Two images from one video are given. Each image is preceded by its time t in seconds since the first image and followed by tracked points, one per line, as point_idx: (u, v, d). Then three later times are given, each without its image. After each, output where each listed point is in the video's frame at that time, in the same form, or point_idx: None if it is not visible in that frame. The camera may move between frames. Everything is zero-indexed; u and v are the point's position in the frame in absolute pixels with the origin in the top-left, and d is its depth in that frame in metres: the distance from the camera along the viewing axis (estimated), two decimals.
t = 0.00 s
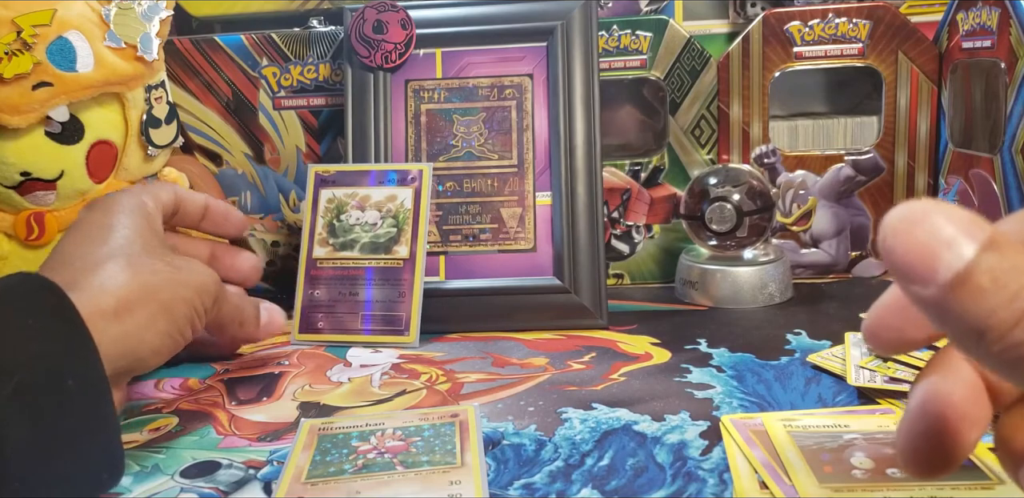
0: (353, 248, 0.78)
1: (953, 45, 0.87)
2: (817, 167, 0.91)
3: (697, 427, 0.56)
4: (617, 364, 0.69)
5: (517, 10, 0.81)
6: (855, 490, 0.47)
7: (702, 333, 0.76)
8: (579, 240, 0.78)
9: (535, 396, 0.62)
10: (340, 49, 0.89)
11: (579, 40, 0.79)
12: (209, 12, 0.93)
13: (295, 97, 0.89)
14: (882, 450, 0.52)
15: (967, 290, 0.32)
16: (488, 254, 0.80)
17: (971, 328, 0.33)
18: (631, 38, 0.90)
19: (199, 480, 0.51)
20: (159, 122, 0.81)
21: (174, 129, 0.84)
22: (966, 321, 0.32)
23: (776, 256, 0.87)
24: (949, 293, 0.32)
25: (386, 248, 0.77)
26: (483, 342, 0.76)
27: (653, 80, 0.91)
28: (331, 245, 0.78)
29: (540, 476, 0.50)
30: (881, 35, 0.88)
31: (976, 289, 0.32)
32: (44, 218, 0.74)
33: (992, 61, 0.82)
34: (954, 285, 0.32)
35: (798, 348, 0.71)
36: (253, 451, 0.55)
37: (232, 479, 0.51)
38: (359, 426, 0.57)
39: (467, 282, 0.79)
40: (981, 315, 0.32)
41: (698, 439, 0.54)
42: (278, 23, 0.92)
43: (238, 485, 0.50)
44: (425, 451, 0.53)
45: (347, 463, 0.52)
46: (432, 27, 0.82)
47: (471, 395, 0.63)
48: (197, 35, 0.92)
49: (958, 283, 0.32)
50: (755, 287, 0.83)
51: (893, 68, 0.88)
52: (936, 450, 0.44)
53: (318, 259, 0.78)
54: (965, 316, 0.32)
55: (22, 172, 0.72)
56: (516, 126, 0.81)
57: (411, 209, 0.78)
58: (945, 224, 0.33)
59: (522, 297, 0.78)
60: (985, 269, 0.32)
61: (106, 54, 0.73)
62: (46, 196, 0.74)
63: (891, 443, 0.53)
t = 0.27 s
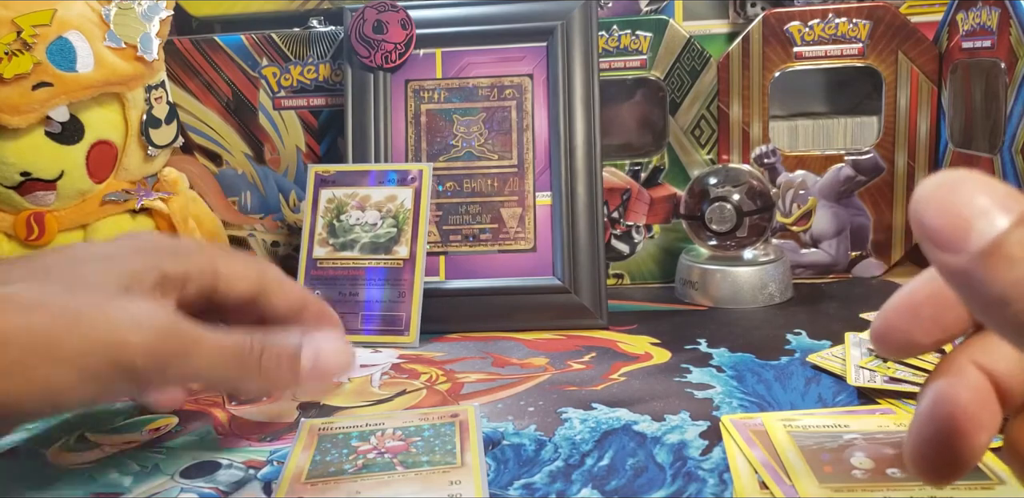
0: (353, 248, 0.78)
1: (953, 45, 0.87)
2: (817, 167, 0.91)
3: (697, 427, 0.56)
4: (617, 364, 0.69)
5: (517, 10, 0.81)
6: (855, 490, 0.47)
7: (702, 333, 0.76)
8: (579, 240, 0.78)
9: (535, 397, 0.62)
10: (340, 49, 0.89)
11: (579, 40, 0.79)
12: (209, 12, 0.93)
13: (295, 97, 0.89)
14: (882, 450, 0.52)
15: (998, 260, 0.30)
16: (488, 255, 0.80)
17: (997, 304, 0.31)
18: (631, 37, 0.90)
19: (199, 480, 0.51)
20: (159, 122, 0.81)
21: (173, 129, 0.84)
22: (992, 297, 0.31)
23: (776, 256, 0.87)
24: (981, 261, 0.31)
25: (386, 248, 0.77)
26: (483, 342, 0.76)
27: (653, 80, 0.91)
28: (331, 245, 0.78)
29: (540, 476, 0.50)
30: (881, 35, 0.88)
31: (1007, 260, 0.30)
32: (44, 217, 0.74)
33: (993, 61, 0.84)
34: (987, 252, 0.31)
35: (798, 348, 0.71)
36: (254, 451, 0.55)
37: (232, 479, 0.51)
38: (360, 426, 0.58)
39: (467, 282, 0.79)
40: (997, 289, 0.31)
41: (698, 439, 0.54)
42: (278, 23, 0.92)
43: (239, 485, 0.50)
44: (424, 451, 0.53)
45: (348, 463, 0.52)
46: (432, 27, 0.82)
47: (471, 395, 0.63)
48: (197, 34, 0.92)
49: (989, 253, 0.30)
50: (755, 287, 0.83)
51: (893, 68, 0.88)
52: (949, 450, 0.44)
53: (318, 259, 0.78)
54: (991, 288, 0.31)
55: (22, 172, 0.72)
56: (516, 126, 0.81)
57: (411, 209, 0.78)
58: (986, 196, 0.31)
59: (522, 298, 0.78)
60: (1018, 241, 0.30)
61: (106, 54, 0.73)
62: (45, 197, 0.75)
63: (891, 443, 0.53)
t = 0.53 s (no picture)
0: (352, 248, 0.78)
1: (952, 45, 0.87)
2: (818, 167, 0.91)
3: (697, 427, 0.56)
4: (617, 364, 0.69)
5: (517, 10, 0.81)
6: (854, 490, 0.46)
7: (702, 333, 0.76)
8: (579, 240, 0.78)
9: (535, 397, 0.62)
10: (340, 51, 0.89)
11: (579, 40, 0.79)
12: (209, 12, 0.93)
13: (295, 97, 0.90)
14: (882, 450, 0.52)
15: (1008, 244, 0.37)
16: (488, 255, 0.80)
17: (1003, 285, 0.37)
18: (631, 37, 0.90)
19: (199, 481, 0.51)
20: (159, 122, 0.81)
21: (174, 129, 0.84)
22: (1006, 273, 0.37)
23: (776, 256, 0.87)
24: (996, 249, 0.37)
25: (386, 248, 0.77)
26: (483, 342, 0.76)
27: (653, 80, 0.91)
28: (331, 245, 0.78)
29: (540, 476, 0.50)
30: (881, 36, 0.88)
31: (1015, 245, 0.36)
32: (44, 218, 0.75)
33: (992, 61, 0.85)
34: (994, 238, 0.37)
35: (797, 348, 0.71)
36: (254, 451, 0.54)
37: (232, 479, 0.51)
38: (354, 419, 0.57)
39: (467, 282, 0.79)
40: (1000, 269, 0.37)
41: (698, 439, 0.54)
42: (278, 22, 0.92)
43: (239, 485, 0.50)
44: (413, 452, 0.52)
45: (339, 459, 0.52)
46: (433, 27, 0.82)
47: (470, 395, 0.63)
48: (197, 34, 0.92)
49: (1000, 243, 0.37)
50: (755, 287, 0.83)
51: (893, 68, 0.88)
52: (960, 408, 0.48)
53: (317, 260, 0.78)
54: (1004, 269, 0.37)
55: (22, 172, 0.73)
56: (516, 126, 0.81)
57: (411, 209, 0.78)
58: (991, 194, 0.38)
59: (522, 297, 0.78)
60: None
61: (106, 54, 0.73)
62: (45, 197, 0.75)
63: (891, 443, 0.53)
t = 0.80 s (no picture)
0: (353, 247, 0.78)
1: (953, 46, 0.86)
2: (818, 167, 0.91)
3: (697, 427, 0.56)
4: (617, 364, 0.69)
5: (517, 10, 0.81)
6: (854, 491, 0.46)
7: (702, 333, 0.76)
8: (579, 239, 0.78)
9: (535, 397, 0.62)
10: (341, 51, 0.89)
11: (579, 40, 0.79)
12: (209, 12, 0.93)
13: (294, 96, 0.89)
14: (881, 450, 0.52)
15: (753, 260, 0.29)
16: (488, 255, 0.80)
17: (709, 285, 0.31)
18: (631, 38, 0.90)
19: (199, 481, 0.51)
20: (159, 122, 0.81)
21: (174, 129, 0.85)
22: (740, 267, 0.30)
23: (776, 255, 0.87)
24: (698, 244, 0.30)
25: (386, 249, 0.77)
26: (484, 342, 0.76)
27: (654, 80, 0.91)
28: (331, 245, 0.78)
29: (540, 476, 0.50)
30: (880, 36, 0.87)
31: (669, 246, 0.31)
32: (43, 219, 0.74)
33: (992, 61, 0.86)
34: (648, 252, 0.31)
35: (798, 349, 0.71)
36: (254, 451, 0.54)
37: (232, 479, 0.50)
38: (433, 189, 0.42)
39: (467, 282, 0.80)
40: (711, 271, 0.30)
41: (698, 438, 0.54)
42: (278, 22, 0.92)
43: (238, 485, 0.50)
44: (494, 282, 0.39)
45: (416, 267, 0.41)
46: (433, 27, 0.82)
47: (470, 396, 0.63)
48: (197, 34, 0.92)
49: (715, 229, 0.30)
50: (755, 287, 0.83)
51: (893, 68, 0.87)
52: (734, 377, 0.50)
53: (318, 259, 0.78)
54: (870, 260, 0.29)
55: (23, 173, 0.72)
56: (516, 126, 0.81)
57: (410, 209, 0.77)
58: (629, 207, 0.33)
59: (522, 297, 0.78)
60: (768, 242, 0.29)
61: (105, 54, 0.74)
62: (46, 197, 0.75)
63: (891, 443, 0.53)
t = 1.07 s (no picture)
0: (351, 247, 0.77)
1: (958, 43, 0.86)
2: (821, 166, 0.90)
3: (700, 429, 0.55)
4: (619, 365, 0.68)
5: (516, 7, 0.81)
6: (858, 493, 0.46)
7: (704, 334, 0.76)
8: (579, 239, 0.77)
9: (535, 399, 0.61)
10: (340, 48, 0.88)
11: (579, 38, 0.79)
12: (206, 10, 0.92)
13: (292, 95, 0.89)
14: (886, 452, 0.51)
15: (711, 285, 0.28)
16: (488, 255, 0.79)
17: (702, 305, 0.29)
18: (632, 36, 0.89)
19: (195, 483, 0.50)
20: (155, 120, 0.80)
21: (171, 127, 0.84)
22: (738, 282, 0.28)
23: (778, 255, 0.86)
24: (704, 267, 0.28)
25: (384, 248, 0.76)
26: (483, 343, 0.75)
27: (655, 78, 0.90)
28: (329, 244, 0.78)
29: (540, 479, 0.49)
30: (884, 34, 0.86)
31: (672, 265, 0.29)
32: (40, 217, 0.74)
33: (996, 60, 0.83)
34: (659, 274, 0.29)
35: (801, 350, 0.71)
36: (250, 453, 0.53)
37: (229, 482, 0.49)
38: (609, 86, 0.33)
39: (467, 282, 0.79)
40: (709, 297, 0.28)
41: (701, 441, 0.53)
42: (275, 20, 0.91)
43: (234, 488, 0.49)
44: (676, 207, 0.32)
45: (574, 176, 0.33)
46: (432, 24, 0.81)
47: (470, 398, 0.62)
48: (195, 32, 0.91)
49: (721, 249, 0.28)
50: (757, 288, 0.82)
51: (897, 66, 0.86)
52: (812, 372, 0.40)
53: (316, 259, 0.78)
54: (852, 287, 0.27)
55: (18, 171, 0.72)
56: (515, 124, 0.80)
57: (409, 208, 0.77)
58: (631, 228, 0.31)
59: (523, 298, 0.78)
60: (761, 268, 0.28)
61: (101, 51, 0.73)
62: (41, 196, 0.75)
63: (895, 445, 0.52)
